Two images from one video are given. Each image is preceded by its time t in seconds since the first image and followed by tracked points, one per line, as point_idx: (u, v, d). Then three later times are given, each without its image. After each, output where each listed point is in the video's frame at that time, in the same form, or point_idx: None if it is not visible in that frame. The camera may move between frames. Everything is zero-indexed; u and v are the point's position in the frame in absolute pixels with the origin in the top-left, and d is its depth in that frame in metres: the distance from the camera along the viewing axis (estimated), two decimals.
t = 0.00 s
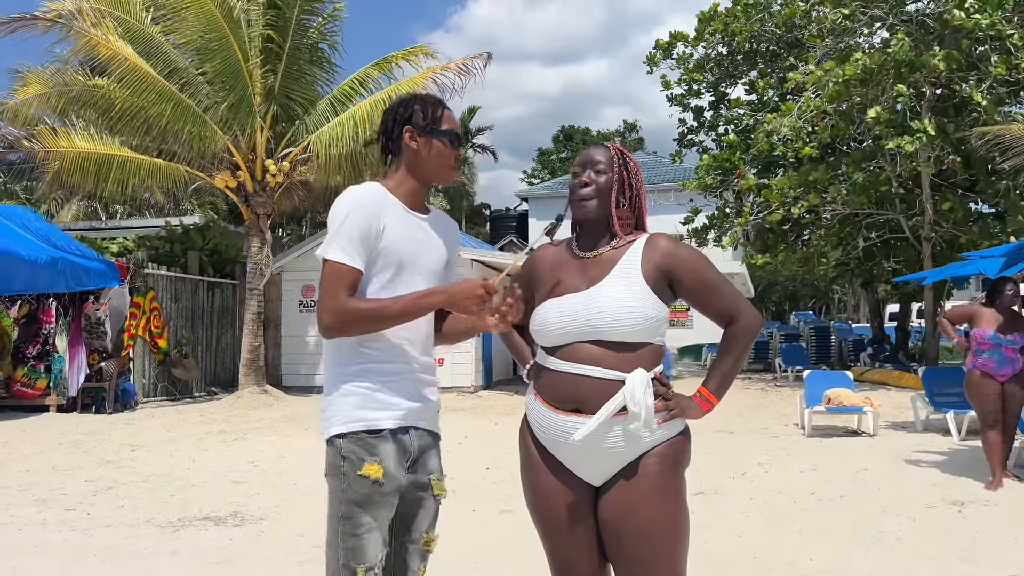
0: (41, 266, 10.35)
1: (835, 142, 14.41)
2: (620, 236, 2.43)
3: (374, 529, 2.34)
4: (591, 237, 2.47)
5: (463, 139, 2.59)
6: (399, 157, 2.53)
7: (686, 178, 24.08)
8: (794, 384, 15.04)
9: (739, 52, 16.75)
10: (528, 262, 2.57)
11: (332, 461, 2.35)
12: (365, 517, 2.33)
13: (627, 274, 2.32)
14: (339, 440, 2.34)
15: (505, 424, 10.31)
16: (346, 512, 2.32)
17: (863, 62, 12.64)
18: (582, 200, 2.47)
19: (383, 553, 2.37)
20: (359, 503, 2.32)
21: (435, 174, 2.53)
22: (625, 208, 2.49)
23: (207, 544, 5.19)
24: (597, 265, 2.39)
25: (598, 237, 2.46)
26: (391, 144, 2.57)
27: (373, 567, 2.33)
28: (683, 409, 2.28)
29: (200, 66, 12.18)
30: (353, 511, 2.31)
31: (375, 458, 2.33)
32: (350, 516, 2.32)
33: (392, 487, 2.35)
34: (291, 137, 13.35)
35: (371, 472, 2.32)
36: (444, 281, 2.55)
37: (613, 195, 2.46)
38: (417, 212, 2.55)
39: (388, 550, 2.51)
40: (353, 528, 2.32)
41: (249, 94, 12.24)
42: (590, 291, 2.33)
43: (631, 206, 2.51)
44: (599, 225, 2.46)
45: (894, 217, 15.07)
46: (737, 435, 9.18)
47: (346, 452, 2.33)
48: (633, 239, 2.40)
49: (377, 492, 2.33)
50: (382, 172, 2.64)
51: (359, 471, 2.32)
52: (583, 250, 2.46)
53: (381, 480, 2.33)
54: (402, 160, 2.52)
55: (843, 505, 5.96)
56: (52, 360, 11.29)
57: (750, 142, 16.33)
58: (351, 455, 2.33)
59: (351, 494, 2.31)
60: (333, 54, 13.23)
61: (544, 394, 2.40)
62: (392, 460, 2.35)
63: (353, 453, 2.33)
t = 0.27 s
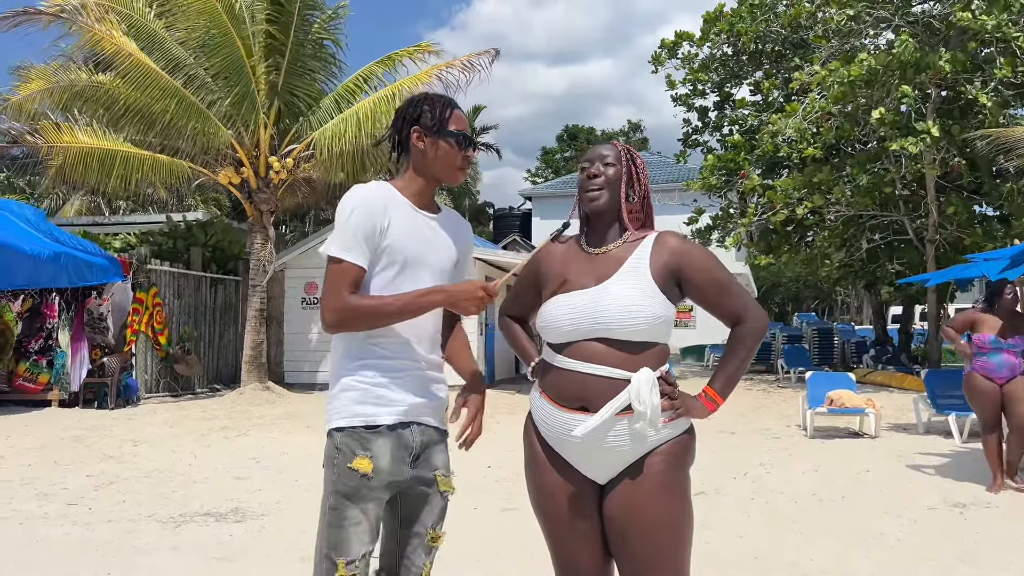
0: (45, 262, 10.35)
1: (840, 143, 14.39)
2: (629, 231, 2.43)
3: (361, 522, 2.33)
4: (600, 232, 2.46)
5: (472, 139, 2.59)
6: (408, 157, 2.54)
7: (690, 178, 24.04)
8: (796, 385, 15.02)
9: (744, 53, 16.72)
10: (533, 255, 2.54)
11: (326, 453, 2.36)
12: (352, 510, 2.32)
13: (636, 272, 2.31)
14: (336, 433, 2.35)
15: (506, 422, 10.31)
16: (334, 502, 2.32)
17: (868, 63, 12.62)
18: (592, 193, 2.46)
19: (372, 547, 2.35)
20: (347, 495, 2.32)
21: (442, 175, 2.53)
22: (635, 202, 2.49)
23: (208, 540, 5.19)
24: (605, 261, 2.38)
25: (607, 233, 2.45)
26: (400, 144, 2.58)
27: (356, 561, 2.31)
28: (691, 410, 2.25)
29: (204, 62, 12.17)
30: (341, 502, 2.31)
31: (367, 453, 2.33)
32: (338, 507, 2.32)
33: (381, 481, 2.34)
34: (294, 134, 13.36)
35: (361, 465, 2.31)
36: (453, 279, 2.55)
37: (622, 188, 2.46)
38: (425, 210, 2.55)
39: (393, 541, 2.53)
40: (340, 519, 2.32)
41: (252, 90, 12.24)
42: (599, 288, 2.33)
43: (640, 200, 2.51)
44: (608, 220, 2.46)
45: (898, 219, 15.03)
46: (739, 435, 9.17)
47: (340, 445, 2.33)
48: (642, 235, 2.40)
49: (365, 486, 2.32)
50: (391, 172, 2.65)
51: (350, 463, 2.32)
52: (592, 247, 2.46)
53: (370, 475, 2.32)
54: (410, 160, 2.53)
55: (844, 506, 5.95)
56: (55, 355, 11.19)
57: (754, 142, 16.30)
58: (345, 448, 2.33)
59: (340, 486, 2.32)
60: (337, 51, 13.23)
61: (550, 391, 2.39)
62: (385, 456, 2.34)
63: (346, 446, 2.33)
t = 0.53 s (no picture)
0: (46, 254, 10.36)
1: (842, 143, 14.38)
2: (632, 230, 2.43)
3: (362, 519, 2.33)
4: (604, 229, 2.48)
5: (475, 136, 2.58)
6: (411, 154, 2.54)
7: (691, 177, 24.03)
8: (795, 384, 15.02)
9: (746, 51, 16.71)
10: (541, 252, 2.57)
11: (328, 449, 2.36)
12: (353, 506, 2.32)
13: (639, 264, 2.33)
14: (337, 429, 2.35)
15: (505, 419, 10.31)
16: (335, 498, 2.32)
17: (870, 63, 12.61)
18: (595, 192, 2.47)
19: (372, 543, 2.35)
20: (348, 491, 2.31)
21: (445, 171, 2.53)
22: (639, 201, 2.48)
23: (207, 533, 5.20)
24: (609, 257, 2.39)
25: (611, 232, 2.46)
26: (404, 140, 2.58)
27: (355, 557, 2.32)
28: (692, 405, 2.25)
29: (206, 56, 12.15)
30: (341, 498, 2.31)
31: (368, 449, 2.32)
32: (339, 503, 2.32)
33: (383, 478, 2.34)
34: (296, 129, 13.36)
35: (363, 462, 2.31)
36: (454, 274, 2.55)
37: (625, 188, 2.45)
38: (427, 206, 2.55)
39: (392, 535, 2.53)
40: (340, 516, 2.32)
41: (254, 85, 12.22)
42: (602, 279, 2.34)
43: (645, 200, 2.50)
44: (612, 219, 2.46)
45: (899, 219, 15.03)
46: (738, 434, 9.18)
47: (341, 441, 2.33)
48: (645, 233, 2.40)
49: (367, 483, 2.32)
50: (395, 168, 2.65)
51: (351, 461, 2.32)
52: (596, 245, 2.47)
53: (371, 472, 2.32)
54: (412, 157, 2.54)
55: (842, 505, 5.96)
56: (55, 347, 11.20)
57: (756, 141, 16.29)
58: (346, 445, 2.33)
59: (340, 482, 2.31)
60: (339, 46, 13.22)
61: (551, 385, 2.41)
62: (386, 453, 2.34)
63: (347, 442, 2.33)
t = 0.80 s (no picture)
0: (49, 248, 10.35)
1: (845, 143, 14.37)
2: (636, 227, 2.43)
3: (366, 513, 2.34)
4: (609, 227, 2.48)
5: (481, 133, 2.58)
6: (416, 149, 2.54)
7: (694, 176, 24.01)
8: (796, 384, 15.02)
9: (751, 51, 16.71)
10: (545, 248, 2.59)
11: (333, 443, 2.36)
12: (358, 500, 2.32)
13: (641, 260, 2.34)
14: (342, 423, 2.35)
15: (506, 416, 10.32)
16: (340, 492, 2.32)
17: (875, 63, 12.60)
18: (598, 191, 2.47)
19: (375, 537, 2.36)
20: (353, 485, 2.32)
21: (450, 168, 2.53)
22: (643, 199, 2.48)
23: (207, 526, 5.21)
24: (611, 254, 2.41)
25: (615, 230, 2.47)
26: (410, 136, 2.58)
27: (359, 551, 2.33)
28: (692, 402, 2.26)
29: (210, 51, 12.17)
30: (346, 492, 2.31)
31: (374, 443, 2.33)
32: (343, 497, 2.32)
33: (388, 472, 2.34)
34: (299, 124, 13.38)
35: (368, 457, 2.32)
36: (456, 269, 2.57)
37: (629, 185, 2.45)
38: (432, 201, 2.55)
39: (393, 530, 2.54)
40: (345, 510, 2.32)
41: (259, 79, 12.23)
42: (604, 275, 2.36)
43: (650, 197, 2.49)
44: (616, 217, 2.47)
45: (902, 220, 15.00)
46: (738, 433, 9.18)
47: (347, 435, 2.33)
48: (649, 230, 2.41)
49: (372, 477, 2.32)
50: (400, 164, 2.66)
51: (357, 455, 2.32)
52: (600, 242, 2.47)
53: (377, 466, 2.32)
54: (417, 152, 2.54)
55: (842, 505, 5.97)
56: (58, 340, 11.40)
57: (759, 140, 16.28)
58: (352, 439, 2.33)
59: (346, 476, 2.31)
60: (342, 42, 13.21)
61: (552, 380, 2.42)
62: (392, 447, 2.35)
63: (353, 436, 2.33)
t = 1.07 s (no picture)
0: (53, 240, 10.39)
1: (851, 144, 14.33)
2: (641, 224, 2.43)
3: (373, 509, 2.33)
4: (614, 224, 2.47)
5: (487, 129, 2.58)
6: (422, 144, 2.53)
7: (699, 175, 23.96)
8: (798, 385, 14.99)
9: (757, 50, 16.66)
10: (550, 244, 2.59)
11: (340, 438, 2.35)
12: (365, 496, 2.32)
13: (647, 259, 2.33)
14: (349, 418, 2.34)
15: (508, 413, 10.32)
16: (347, 488, 2.32)
17: (881, 63, 12.55)
18: (603, 189, 2.46)
19: (381, 533, 2.36)
20: (361, 481, 2.31)
21: (456, 163, 2.53)
22: (648, 196, 2.47)
23: (209, 520, 5.22)
24: (617, 251, 2.40)
25: (619, 228, 2.46)
26: (416, 131, 2.58)
27: (365, 547, 2.33)
28: (698, 400, 2.25)
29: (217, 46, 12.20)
30: (354, 488, 2.31)
31: (382, 439, 2.33)
32: (350, 493, 2.32)
33: (396, 468, 2.34)
34: (304, 119, 13.39)
35: (377, 452, 2.31)
36: (459, 264, 2.57)
37: (635, 183, 2.44)
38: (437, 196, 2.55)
39: (397, 525, 2.53)
40: (352, 505, 2.32)
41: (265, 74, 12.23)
42: (609, 274, 2.35)
43: (655, 194, 2.48)
44: (621, 214, 2.46)
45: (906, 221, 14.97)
46: (741, 432, 9.17)
47: (354, 430, 2.33)
48: (654, 227, 2.40)
49: (380, 473, 2.32)
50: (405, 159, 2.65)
51: (365, 450, 2.32)
52: (605, 239, 2.47)
53: (385, 461, 2.32)
54: (423, 147, 2.53)
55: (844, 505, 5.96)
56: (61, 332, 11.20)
57: (764, 140, 16.24)
58: (360, 434, 2.33)
59: (353, 472, 2.31)
60: (348, 38, 13.20)
61: (557, 377, 2.42)
62: (399, 443, 2.35)
63: (360, 432, 2.33)
